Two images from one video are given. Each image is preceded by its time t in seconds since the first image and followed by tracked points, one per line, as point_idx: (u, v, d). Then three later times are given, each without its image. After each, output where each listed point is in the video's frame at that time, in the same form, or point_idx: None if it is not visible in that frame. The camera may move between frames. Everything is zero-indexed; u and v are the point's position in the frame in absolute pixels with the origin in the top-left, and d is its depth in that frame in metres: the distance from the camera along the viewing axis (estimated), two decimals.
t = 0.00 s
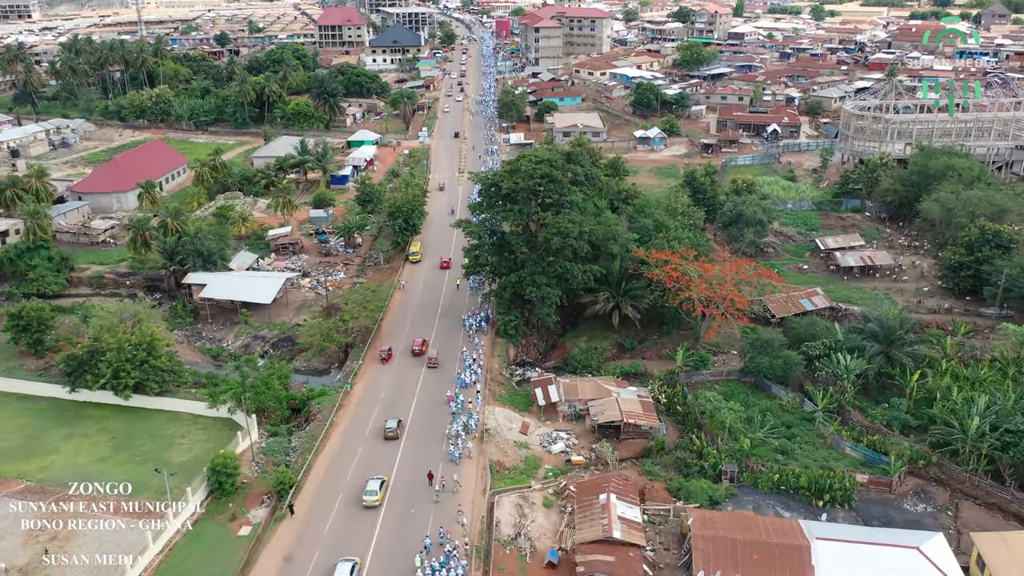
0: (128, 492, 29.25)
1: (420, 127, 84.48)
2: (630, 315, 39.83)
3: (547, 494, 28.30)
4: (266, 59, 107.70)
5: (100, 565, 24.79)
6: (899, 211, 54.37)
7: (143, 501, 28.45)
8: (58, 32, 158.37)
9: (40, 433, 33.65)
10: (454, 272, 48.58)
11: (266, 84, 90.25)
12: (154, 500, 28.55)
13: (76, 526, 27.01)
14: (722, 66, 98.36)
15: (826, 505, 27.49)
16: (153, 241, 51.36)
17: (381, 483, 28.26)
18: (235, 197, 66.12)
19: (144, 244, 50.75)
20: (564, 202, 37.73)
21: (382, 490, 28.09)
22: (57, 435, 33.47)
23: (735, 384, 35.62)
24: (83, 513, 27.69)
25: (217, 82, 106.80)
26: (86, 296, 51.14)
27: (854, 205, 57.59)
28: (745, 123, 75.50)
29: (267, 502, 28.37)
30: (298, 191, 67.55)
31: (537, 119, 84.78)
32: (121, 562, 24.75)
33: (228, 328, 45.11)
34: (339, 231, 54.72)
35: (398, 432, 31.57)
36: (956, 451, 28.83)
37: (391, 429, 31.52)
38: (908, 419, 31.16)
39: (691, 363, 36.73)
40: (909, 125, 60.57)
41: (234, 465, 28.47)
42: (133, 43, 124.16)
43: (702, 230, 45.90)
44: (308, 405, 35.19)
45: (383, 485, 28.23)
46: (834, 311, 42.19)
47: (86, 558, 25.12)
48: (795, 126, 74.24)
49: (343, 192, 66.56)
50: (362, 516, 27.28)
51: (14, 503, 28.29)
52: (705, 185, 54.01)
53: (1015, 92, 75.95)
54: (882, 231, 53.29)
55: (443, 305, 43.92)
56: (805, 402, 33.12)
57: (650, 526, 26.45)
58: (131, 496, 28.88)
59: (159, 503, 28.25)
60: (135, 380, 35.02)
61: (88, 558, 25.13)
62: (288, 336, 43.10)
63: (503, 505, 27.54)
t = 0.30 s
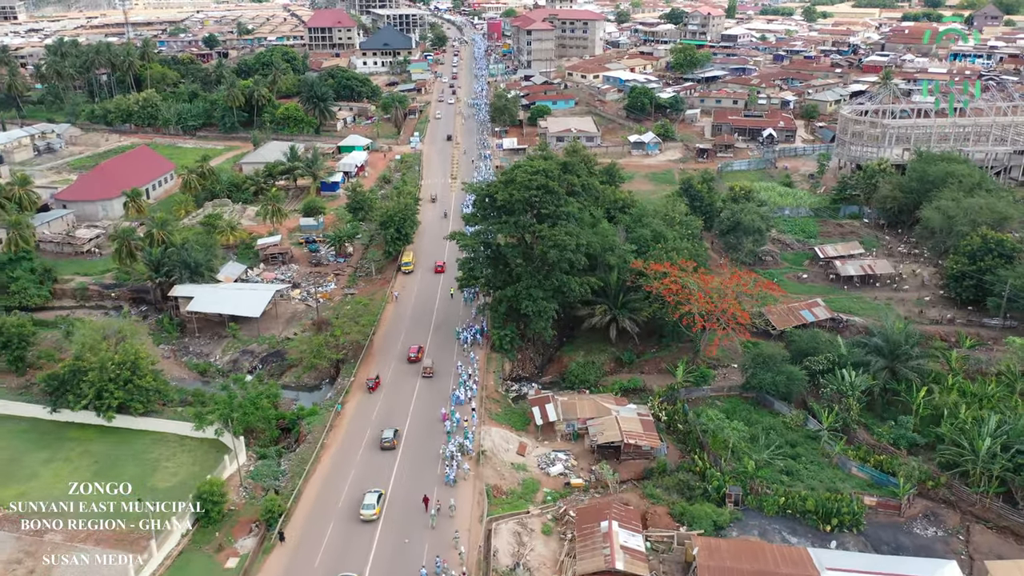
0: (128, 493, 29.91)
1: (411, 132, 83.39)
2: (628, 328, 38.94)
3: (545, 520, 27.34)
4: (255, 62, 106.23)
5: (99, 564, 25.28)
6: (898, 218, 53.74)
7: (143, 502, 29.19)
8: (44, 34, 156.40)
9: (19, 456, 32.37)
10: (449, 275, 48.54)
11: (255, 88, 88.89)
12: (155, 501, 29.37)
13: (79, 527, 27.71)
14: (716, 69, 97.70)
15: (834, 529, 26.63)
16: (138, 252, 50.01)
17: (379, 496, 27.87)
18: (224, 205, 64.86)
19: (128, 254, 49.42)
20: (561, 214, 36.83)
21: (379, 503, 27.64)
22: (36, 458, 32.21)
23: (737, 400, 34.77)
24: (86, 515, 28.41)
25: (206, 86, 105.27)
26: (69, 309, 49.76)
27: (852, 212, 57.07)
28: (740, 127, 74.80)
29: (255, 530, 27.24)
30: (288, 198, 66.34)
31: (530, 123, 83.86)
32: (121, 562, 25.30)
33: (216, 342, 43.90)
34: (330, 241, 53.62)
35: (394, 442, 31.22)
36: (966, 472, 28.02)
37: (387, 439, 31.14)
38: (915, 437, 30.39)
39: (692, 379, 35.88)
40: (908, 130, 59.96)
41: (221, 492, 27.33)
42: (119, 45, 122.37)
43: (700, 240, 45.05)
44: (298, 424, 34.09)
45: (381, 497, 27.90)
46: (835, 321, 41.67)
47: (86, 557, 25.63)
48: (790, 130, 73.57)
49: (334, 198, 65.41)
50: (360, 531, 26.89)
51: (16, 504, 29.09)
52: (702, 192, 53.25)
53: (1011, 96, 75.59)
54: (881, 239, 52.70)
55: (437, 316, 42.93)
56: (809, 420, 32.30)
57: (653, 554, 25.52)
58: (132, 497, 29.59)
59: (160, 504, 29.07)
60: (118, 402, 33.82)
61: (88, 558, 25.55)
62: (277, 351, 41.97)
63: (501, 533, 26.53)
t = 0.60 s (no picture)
0: (128, 492, 30.46)
1: (403, 137, 82.37)
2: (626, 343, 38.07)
3: (545, 549, 26.41)
4: (244, 65, 104.88)
5: (99, 564, 26.34)
6: (897, 226, 53.15)
7: (143, 501, 29.83)
8: (31, 37, 154.36)
9: None
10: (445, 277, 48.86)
11: (244, 92, 87.60)
12: (155, 500, 29.94)
13: (81, 527, 28.59)
14: (710, 72, 97.06)
15: (844, 557, 25.82)
16: (124, 263, 48.72)
17: (376, 510, 27.47)
18: (213, 213, 63.68)
19: (114, 266, 48.16)
20: (558, 228, 35.87)
21: (377, 518, 27.26)
22: (16, 484, 30.98)
23: (740, 419, 33.94)
24: (88, 514, 29.25)
25: (195, 90, 103.85)
26: (53, 322, 48.43)
27: (851, 219, 56.44)
28: (736, 132, 74.10)
29: (243, 562, 26.14)
30: (278, 206, 65.20)
31: (523, 127, 82.94)
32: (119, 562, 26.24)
33: (204, 358, 42.71)
34: (321, 251, 52.54)
35: (391, 453, 31.03)
36: (977, 496, 27.24)
37: (384, 450, 30.95)
38: (924, 458, 29.64)
39: (693, 397, 35.06)
40: (906, 136, 59.39)
41: (208, 522, 26.25)
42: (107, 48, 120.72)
43: (699, 251, 44.25)
44: (288, 446, 33.02)
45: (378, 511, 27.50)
46: (836, 335, 40.99)
47: (86, 557, 26.65)
48: (786, 135, 72.90)
49: (325, 206, 64.29)
50: (356, 547, 26.42)
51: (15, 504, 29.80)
52: (700, 201, 52.51)
53: (1008, 100, 75.30)
54: (880, 247, 52.10)
55: (431, 330, 41.95)
56: (814, 440, 31.49)
57: None
58: (131, 496, 30.17)
59: (160, 504, 29.66)
60: (102, 425, 32.61)
61: (87, 558, 26.61)
62: (267, 367, 40.89)
63: (499, 564, 25.53)
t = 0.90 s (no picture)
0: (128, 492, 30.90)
1: (396, 142, 81.31)
2: (626, 359, 37.18)
3: None
4: (235, 69, 103.49)
5: (99, 564, 27.19)
6: (898, 234, 52.50)
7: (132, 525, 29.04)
8: (18, 39, 152.31)
9: None
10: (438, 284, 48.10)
11: (234, 97, 86.30)
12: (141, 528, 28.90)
13: (82, 526, 29.22)
14: (706, 76, 96.35)
15: None
16: (111, 275, 47.44)
17: (374, 525, 27.17)
18: (202, 221, 62.47)
19: (100, 279, 46.95)
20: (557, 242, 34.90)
21: (375, 533, 26.95)
22: None
23: (743, 438, 33.12)
24: (89, 512, 29.84)
25: (185, 94, 102.34)
26: (37, 337, 47.11)
27: (851, 227, 55.78)
28: (733, 137, 73.32)
29: None
30: (269, 214, 64.01)
31: (518, 132, 81.94)
32: (119, 565, 27.05)
33: (192, 375, 41.50)
34: (313, 262, 51.40)
35: (389, 465, 30.83)
36: (991, 521, 26.48)
37: (382, 461, 30.76)
38: (934, 480, 28.89)
39: (695, 416, 34.23)
40: (906, 142, 58.44)
41: (194, 556, 25.18)
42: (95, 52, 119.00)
43: (699, 263, 43.41)
44: (279, 469, 31.94)
45: (376, 526, 27.17)
46: (839, 348, 40.26)
47: (87, 558, 27.47)
48: (784, 140, 72.21)
49: (317, 215, 63.12)
50: (354, 566, 25.96)
51: (15, 503, 30.16)
52: (699, 209, 51.71)
53: (1006, 105, 74.93)
54: (882, 256, 51.43)
55: (426, 346, 40.80)
56: (821, 461, 30.64)
57: None
58: (132, 496, 30.65)
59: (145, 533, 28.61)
60: (86, 449, 31.33)
61: (87, 559, 27.41)
62: (258, 384, 39.78)
63: None
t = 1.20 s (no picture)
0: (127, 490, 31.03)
1: (390, 147, 80.26)
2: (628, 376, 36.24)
3: None
4: (227, 73, 102.23)
5: (100, 564, 27.39)
6: (901, 243, 51.80)
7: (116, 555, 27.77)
8: (6, 41, 150.58)
9: None
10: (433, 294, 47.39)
11: (226, 102, 85.05)
12: (125, 558, 27.62)
13: (84, 527, 29.41)
14: (703, 79, 95.61)
15: None
16: (99, 288, 46.19)
17: (374, 540, 26.77)
18: (193, 229, 61.28)
19: (87, 292, 45.75)
20: (557, 255, 33.93)
21: (374, 548, 26.56)
22: None
23: (749, 459, 32.24)
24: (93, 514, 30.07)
25: (176, 98, 100.98)
26: (23, 351, 45.81)
27: (852, 235, 55.05)
28: (731, 142, 72.54)
29: None
30: (261, 222, 62.83)
31: (513, 137, 80.95)
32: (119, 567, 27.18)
33: (181, 392, 40.31)
34: (305, 273, 50.23)
35: (388, 476, 30.58)
36: (1008, 549, 25.66)
37: (381, 472, 30.49)
38: (947, 504, 28.06)
39: (699, 435, 33.36)
40: (908, 149, 57.86)
41: None
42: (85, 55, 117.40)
43: (701, 275, 42.53)
44: (271, 494, 30.79)
45: (376, 542, 26.79)
46: (844, 362, 39.49)
47: (87, 558, 27.69)
48: (783, 146, 71.48)
49: (310, 223, 62.00)
50: None
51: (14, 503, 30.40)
52: (699, 218, 50.88)
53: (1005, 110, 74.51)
54: (884, 266, 50.71)
55: (422, 362, 39.74)
56: (830, 483, 29.78)
57: None
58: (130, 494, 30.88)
59: (128, 564, 27.34)
60: (71, 474, 30.04)
61: (87, 559, 27.67)
62: (249, 402, 38.71)
63: None
